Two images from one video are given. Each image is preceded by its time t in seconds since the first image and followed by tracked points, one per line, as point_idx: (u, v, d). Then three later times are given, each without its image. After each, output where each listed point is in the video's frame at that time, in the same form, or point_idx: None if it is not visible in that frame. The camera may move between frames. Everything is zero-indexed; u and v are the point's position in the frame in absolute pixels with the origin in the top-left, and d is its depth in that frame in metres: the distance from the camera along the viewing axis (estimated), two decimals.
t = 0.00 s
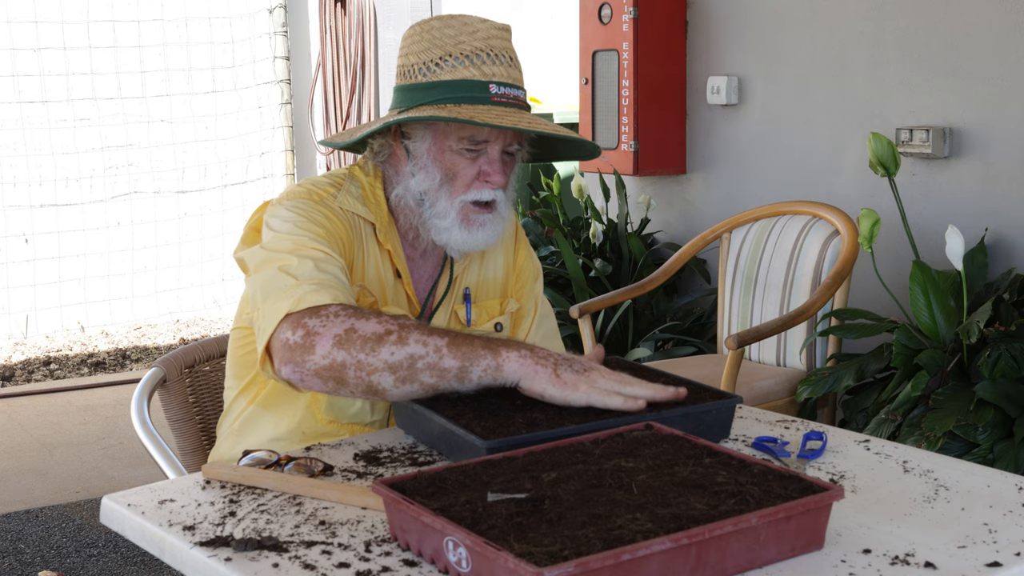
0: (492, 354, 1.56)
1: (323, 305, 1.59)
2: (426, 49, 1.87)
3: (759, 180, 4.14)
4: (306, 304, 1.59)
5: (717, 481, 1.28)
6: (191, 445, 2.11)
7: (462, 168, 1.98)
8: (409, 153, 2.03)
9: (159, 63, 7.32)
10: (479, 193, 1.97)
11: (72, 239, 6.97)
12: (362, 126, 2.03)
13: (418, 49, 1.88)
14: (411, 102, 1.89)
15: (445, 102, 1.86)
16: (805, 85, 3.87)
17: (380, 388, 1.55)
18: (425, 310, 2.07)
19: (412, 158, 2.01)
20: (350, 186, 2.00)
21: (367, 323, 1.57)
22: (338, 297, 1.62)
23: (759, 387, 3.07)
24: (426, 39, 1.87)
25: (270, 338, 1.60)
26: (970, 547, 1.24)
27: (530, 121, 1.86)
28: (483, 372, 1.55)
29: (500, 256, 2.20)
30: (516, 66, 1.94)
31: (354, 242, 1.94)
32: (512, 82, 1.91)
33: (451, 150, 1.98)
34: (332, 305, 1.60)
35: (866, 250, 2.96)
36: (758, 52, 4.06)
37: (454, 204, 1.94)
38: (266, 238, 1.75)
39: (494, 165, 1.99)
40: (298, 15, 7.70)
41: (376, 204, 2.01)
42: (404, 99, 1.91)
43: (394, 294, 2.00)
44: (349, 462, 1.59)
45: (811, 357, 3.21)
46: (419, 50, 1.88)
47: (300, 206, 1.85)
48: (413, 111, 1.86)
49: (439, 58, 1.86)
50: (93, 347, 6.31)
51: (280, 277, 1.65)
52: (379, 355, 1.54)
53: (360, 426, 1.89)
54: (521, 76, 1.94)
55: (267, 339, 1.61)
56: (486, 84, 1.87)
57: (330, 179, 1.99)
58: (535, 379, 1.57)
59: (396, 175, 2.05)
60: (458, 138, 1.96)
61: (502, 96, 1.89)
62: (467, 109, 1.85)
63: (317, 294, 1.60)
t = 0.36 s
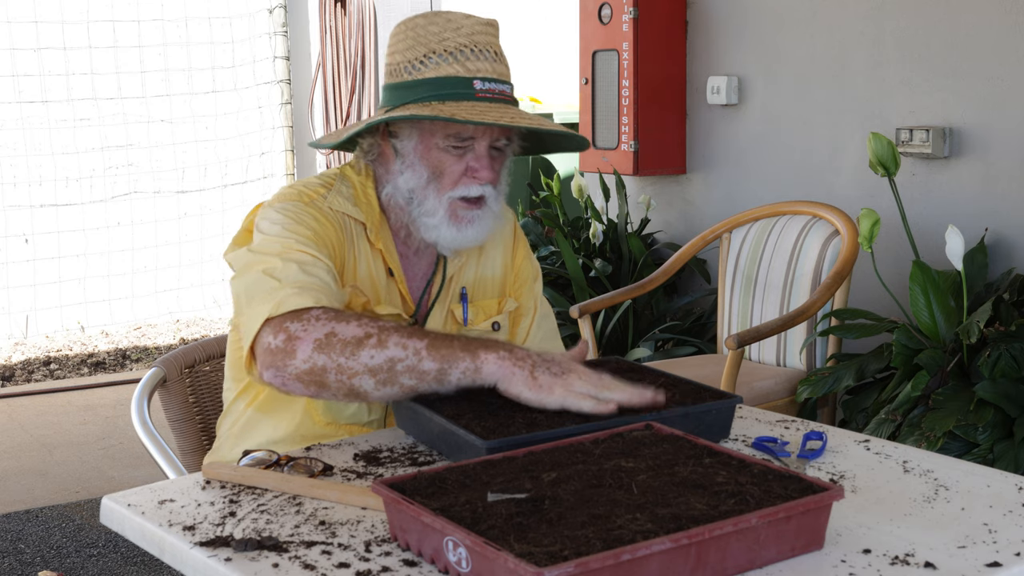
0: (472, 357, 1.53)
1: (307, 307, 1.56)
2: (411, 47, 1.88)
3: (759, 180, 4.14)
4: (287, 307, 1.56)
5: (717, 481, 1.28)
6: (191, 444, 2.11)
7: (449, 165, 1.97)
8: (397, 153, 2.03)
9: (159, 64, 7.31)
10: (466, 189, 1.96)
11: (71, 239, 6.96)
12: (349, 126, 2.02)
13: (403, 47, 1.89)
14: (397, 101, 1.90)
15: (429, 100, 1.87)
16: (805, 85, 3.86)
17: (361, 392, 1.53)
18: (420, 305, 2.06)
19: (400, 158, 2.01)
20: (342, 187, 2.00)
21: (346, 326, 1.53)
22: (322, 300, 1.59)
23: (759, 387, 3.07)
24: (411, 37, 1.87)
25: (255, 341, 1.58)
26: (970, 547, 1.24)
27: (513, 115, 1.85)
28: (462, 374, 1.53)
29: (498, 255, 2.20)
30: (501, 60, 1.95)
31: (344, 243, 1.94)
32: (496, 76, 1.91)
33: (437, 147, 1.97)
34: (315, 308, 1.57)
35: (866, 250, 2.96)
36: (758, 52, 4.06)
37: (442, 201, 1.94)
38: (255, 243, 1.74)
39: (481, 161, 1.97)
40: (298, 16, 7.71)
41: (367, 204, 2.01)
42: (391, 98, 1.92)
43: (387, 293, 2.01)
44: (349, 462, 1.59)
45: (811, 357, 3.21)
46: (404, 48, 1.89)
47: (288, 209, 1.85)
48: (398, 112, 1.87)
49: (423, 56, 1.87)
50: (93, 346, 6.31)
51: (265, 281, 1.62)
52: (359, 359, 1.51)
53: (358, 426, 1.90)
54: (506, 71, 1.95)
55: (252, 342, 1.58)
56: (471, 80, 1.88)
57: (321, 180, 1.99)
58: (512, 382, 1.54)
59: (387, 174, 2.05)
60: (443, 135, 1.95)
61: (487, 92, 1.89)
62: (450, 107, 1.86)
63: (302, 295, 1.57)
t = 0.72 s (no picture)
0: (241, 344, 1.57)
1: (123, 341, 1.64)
2: (346, 46, 1.79)
3: (759, 180, 4.14)
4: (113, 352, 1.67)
5: (717, 481, 1.29)
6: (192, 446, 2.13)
7: (396, 164, 1.80)
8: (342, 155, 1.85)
9: (159, 63, 7.45)
10: (416, 186, 1.79)
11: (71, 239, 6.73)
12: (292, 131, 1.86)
13: (338, 45, 1.80)
14: (340, 103, 1.80)
15: (370, 99, 1.77)
16: (805, 85, 3.87)
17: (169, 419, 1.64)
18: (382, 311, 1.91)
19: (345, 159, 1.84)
20: (280, 198, 1.88)
21: (133, 360, 1.62)
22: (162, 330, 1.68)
23: (759, 387, 3.07)
24: (346, 34, 1.78)
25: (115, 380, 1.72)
26: (970, 547, 1.24)
27: (453, 109, 1.73)
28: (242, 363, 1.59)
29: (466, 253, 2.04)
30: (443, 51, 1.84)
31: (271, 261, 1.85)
32: (436, 68, 1.80)
33: (382, 146, 1.79)
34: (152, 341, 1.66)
35: (866, 250, 2.96)
36: (758, 52, 4.06)
37: (393, 201, 1.78)
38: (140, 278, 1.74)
39: (429, 157, 1.80)
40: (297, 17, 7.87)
41: (310, 213, 1.88)
42: (333, 99, 1.82)
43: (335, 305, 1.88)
44: (349, 462, 1.59)
45: (811, 357, 3.21)
46: (340, 46, 1.80)
47: (195, 238, 1.78)
48: (337, 115, 1.76)
49: (359, 54, 1.78)
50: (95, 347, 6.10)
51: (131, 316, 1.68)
52: (149, 393, 1.61)
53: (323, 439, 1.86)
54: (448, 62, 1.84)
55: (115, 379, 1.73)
56: (408, 75, 1.77)
57: (261, 193, 1.88)
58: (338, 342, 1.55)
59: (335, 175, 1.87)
60: (387, 134, 1.78)
61: (427, 85, 1.78)
62: (389, 105, 1.75)
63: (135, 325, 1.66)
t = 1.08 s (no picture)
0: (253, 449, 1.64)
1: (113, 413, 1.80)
2: (265, 50, 1.96)
3: (759, 180, 4.14)
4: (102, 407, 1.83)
5: (717, 481, 1.28)
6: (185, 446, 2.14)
7: (331, 161, 2.00)
8: (279, 161, 2.03)
9: (158, 64, 7.22)
10: (355, 180, 1.98)
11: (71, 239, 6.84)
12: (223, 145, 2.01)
13: (258, 52, 1.97)
14: (264, 106, 1.96)
15: (295, 99, 1.93)
16: (805, 85, 3.87)
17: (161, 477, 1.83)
18: (336, 306, 2.03)
19: (284, 165, 2.02)
20: (221, 213, 2.01)
21: (127, 448, 1.78)
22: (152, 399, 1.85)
23: (759, 387, 3.07)
24: (264, 40, 1.96)
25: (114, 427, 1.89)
26: (970, 547, 1.24)
27: (378, 99, 1.91)
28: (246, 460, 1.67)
29: (418, 237, 2.18)
30: (360, 42, 2.01)
31: (220, 275, 1.96)
32: (354, 60, 1.97)
33: (315, 146, 1.99)
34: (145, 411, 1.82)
35: (866, 250, 2.96)
36: (758, 52, 4.06)
37: (333, 197, 1.96)
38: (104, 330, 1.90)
39: (362, 149, 2.00)
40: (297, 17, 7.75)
41: (252, 222, 2.01)
42: (258, 105, 1.98)
43: (288, 307, 1.99)
44: (349, 462, 1.59)
45: (811, 357, 3.21)
46: (260, 52, 1.97)
47: (143, 271, 1.92)
48: (266, 120, 1.92)
49: (278, 56, 1.95)
50: (93, 346, 6.28)
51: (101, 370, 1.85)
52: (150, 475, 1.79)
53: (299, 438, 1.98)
54: (366, 51, 2.01)
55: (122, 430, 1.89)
56: (329, 71, 1.94)
57: (207, 211, 2.02)
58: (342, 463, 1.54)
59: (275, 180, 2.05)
60: (317, 134, 1.98)
61: (349, 78, 1.95)
62: (314, 104, 1.91)
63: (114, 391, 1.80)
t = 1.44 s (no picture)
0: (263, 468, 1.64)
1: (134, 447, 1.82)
2: (213, 56, 2.02)
3: (759, 180, 4.14)
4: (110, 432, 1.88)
5: (717, 481, 1.28)
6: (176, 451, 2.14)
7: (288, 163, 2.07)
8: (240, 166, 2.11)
9: (158, 63, 7.20)
10: (314, 180, 2.06)
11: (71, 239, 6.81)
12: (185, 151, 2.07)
13: (208, 58, 2.04)
14: (218, 111, 2.03)
15: (246, 103, 1.99)
16: (805, 85, 3.87)
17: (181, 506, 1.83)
18: (309, 306, 2.07)
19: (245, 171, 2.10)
20: (194, 218, 2.05)
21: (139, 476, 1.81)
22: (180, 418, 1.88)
23: (759, 387, 3.07)
24: (211, 46, 2.02)
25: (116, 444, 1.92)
26: (970, 547, 1.24)
27: (325, 98, 1.97)
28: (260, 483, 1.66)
29: (393, 232, 2.22)
30: (307, 40, 2.07)
31: (195, 280, 2.00)
32: (301, 59, 2.03)
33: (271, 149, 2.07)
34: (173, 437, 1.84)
35: (867, 250, 2.95)
36: (757, 52, 4.06)
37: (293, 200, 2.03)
38: (99, 352, 1.95)
39: (317, 149, 2.08)
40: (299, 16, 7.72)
41: (223, 226, 2.06)
42: (211, 111, 2.05)
43: (263, 309, 2.03)
44: (349, 463, 1.59)
45: (811, 357, 3.21)
46: (209, 58, 2.04)
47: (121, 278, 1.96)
48: (220, 125, 1.99)
49: (226, 61, 2.01)
50: (93, 347, 6.28)
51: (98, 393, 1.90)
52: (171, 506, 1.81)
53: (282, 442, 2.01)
54: (314, 48, 2.07)
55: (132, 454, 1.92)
56: (278, 71, 2.00)
57: (179, 216, 2.06)
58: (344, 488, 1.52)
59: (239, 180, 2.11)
60: (271, 138, 2.05)
61: (297, 77, 2.01)
62: (264, 106, 1.97)
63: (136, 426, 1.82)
